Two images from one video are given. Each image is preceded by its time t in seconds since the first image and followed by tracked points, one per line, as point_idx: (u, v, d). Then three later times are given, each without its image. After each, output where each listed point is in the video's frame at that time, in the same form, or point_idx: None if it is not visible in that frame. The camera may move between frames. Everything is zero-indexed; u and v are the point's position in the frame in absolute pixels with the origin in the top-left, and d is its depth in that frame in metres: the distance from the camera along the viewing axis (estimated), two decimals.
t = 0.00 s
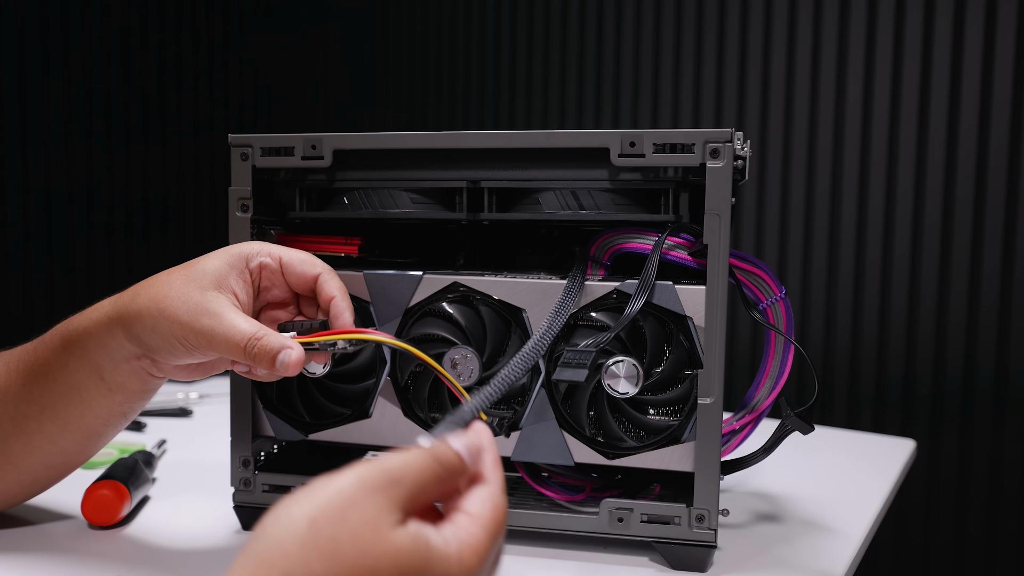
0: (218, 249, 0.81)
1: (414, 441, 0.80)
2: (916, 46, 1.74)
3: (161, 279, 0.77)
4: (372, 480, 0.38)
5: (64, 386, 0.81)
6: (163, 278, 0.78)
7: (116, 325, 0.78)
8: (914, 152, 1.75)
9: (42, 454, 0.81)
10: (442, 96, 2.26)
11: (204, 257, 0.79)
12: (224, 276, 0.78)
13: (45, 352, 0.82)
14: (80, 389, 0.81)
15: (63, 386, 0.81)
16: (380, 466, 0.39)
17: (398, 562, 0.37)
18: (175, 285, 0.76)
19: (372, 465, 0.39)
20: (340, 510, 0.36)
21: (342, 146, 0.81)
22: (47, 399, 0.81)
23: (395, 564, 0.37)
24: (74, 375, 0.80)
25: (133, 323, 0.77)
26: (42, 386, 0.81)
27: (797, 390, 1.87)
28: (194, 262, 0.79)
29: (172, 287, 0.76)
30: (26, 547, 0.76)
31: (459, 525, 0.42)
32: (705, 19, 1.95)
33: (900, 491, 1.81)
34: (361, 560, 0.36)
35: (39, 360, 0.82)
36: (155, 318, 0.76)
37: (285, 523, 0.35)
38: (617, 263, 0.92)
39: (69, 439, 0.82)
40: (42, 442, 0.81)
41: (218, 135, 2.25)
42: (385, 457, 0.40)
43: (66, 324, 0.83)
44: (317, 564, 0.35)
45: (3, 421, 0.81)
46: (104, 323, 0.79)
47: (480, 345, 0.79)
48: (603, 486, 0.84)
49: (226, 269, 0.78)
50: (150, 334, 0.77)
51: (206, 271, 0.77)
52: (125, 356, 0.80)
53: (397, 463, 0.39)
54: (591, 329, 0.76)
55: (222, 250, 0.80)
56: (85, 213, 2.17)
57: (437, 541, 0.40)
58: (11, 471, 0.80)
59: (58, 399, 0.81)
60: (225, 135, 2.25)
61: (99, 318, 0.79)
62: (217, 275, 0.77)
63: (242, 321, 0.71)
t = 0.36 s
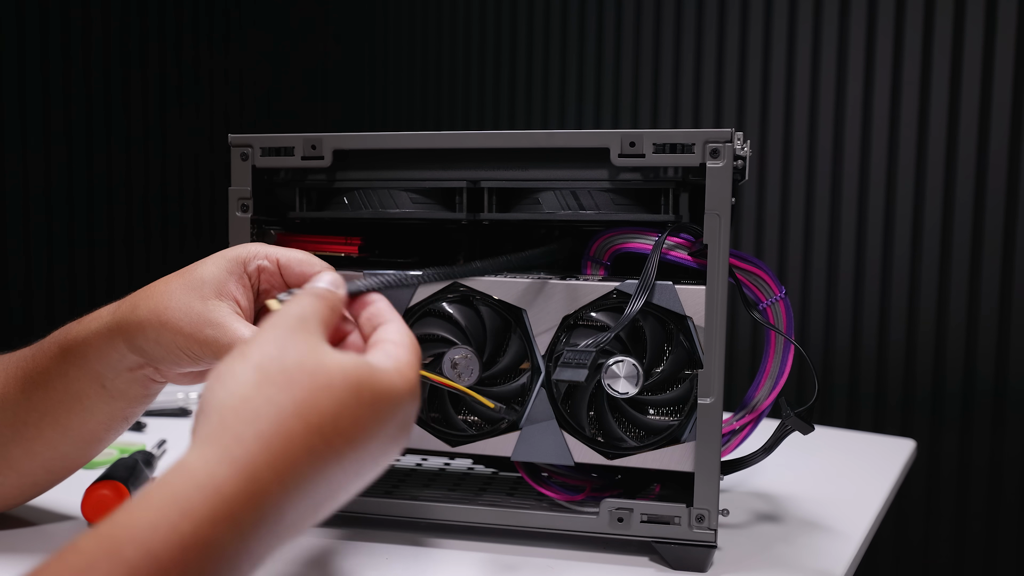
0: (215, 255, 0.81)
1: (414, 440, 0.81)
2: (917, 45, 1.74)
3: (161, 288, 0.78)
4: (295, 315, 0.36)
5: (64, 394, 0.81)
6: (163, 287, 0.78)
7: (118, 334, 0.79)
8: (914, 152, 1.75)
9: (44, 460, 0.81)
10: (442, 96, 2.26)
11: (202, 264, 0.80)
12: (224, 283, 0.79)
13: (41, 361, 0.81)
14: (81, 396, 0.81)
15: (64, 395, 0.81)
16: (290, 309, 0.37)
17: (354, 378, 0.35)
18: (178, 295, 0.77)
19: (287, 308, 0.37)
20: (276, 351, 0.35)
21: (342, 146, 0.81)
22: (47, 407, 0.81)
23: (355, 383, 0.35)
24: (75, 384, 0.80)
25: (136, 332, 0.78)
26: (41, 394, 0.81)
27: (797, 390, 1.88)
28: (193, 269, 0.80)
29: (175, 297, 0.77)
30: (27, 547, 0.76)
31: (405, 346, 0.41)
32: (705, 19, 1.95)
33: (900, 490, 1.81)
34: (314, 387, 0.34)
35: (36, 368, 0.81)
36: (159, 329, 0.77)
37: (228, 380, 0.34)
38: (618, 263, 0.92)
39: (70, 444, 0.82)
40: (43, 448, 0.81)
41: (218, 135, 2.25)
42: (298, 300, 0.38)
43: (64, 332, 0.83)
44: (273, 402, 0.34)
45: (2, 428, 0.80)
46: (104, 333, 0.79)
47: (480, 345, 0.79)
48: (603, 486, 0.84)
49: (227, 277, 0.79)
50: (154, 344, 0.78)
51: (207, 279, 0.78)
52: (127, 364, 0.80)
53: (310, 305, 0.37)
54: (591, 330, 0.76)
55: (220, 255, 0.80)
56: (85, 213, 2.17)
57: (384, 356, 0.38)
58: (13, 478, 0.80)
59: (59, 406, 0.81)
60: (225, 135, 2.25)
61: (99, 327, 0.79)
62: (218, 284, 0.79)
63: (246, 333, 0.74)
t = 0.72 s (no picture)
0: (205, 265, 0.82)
1: (415, 439, 0.82)
2: (917, 45, 1.74)
3: (150, 291, 0.78)
4: (325, 271, 0.43)
5: (55, 392, 0.81)
6: (153, 289, 0.78)
7: (107, 334, 0.79)
8: (914, 152, 1.75)
9: (34, 459, 0.81)
10: (442, 96, 2.26)
11: (194, 271, 0.80)
12: (214, 290, 0.79)
13: (33, 360, 0.82)
14: (71, 396, 0.81)
15: (53, 394, 0.81)
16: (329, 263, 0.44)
17: (365, 314, 0.40)
18: (167, 296, 0.77)
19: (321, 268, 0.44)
20: (308, 292, 0.41)
21: (342, 146, 0.81)
22: (37, 406, 0.81)
23: (366, 319, 0.40)
24: (64, 383, 0.80)
25: (125, 333, 0.78)
26: (31, 393, 0.81)
27: (797, 390, 1.87)
28: (183, 274, 0.80)
29: (164, 299, 0.77)
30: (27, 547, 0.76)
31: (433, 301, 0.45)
32: (705, 19, 1.95)
33: (900, 490, 1.81)
34: (333, 321, 0.40)
35: (27, 368, 0.81)
36: (147, 329, 0.76)
37: (270, 320, 0.41)
38: (618, 263, 0.92)
39: (61, 442, 0.82)
40: (35, 446, 0.81)
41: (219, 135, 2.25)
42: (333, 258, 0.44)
43: (53, 332, 0.83)
44: (294, 336, 0.39)
45: None
46: (93, 333, 0.79)
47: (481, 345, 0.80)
48: (603, 487, 0.84)
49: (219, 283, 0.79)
50: (142, 344, 0.77)
51: (198, 282, 0.78)
52: (116, 364, 0.80)
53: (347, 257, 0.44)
54: (592, 330, 0.77)
55: (213, 265, 0.81)
56: (84, 213, 2.17)
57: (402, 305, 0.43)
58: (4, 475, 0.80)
59: (49, 405, 0.81)
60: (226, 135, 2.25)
61: (88, 327, 0.80)
62: (209, 287, 0.79)
63: (241, 326, 0.74)
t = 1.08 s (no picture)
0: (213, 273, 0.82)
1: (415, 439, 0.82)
2: (917, 45, 1.74)
3: (161, 299, 0.78)
4: (346, 284, 0.49)
5: (62, 398, 0.81)
6: (163, 297, 0.79)
7: (116, 342, 0.79)
8: (914, 152, 1.75)
9: (37, 463, 0.81)
10: (442, 96, 2.26)
11: (203, 279, 0.80)
12: (225, 298, 0.79)
13: (42, 366, 0.82)
14: (77, 403, 0.81)
15: (61, 400, 0.81)
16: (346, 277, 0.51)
17: (377, 318, 0.45)
18: (177, 304, 0.77)
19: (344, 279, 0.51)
20: (333, 300, 0.47)
21: (342, 146, 0.81)
22: (44, 412, 0.81)
23: (377, 321, 0.45)
24: (72, 390, 0.81)
25: (134, 341, 0.78)
26: (38, 398, 0.81)
27: (797, 390, 1.87)
28: (193, 283, 0.80)
29: (174, 307, 0.77)
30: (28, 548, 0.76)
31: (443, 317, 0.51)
32: (705, 19, 1.95)
33: (900, 490, 1.81)
34: (353, 326, 0.45)
35: (35, 373, 0.82)
36: (155, 338, 0.77)
37: (296, 324, 0.45)
38: (618, 263, 0.92)
39: (64, 448, 0.82)
40: (38, 452, 0.81)
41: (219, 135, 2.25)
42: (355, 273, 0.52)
43: (63, 338, 0.83)
44: (310, 334, 0.44)
45: None
46: (103, 340, 0.80)
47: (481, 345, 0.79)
48: (603, 486, 0.84)
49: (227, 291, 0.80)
50: (151, 352, 0.78)
51: (208, 290, 0.79)
52: (125, 372, 0.81)
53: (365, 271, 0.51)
54: (592, 330, 0.77)
55: (223, 274, 0.81)
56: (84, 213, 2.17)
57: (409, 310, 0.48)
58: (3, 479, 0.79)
59: (56, 411, 0.81)
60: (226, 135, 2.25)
61: (98, 335, 0.80)
62: (219, 295, 0.79)
63: (251, 330, 0.73)
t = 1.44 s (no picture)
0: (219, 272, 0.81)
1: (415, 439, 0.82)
2: (917, 46, 1.74)
3: (169, 299, 0.78)
4: (360, 311, 0.51)
5: (69, 397, 0.81)
6: (170, 298, 0.78)
7: (124, 343, 0.79)
8: (914, 152, 1.75)
9: (44, 461, 0.81)
10: (442, 96, 2.26)
11: (210, 278, 0.80)
12: (232, 298, 0.78)
13: (50, 365, 0.82)
14: (85, 403, 0.81)
15: (68, 400, 0.81)
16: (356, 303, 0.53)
17: (394, 351, 0.47)
18: (184, 304, 0.77)
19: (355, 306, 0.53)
20: (349, 327, 0.49)
21: (342, 146, 0.81)
22: (51, 410, 0.81)
23: (394, 354, 0.47)
24: (79, 390, 0.81)
25: (142, 342, 0.78)
26: (45, 397, 0.81)
27: (796, 389, 1.88)
28: (200, 283, 0.80)
29: (181, 308, 0.76)
30: (29, 547, 0.76)
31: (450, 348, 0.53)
32: (705, 18, 1.95)
33: (900, 490, 1.81)
34: (370, 356, 0.46)
35: (43, 372, 0.82)
36: (163, 339, 0.76)
37: (313, 353, 0.47)
38: (617, 263, 0.92)
39: (70, 447, 0.83)
40: (43, 450, 0.81)
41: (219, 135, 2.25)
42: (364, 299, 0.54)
43: (71, 336, 0.83)
44: (328, 367, 0.45)
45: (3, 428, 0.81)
46: (112, 338, 0.79)
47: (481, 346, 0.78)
48: (603, 486, 0.84)
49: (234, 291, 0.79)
50: (159, 353, 0.77)
51: (215, 290, 0.78)
52: (133, 373, 0.81)
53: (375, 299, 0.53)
54: (592, 330, 0.77)
55: (229, 274, 0.80)
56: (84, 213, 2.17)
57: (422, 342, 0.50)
58: (9, 478, 0.79)
59: (64, 411, 0.81)
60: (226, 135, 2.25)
61: (106, 334, 0.80)
62: (226, 296, 0.78)
63: (256, 332, 0.73)
